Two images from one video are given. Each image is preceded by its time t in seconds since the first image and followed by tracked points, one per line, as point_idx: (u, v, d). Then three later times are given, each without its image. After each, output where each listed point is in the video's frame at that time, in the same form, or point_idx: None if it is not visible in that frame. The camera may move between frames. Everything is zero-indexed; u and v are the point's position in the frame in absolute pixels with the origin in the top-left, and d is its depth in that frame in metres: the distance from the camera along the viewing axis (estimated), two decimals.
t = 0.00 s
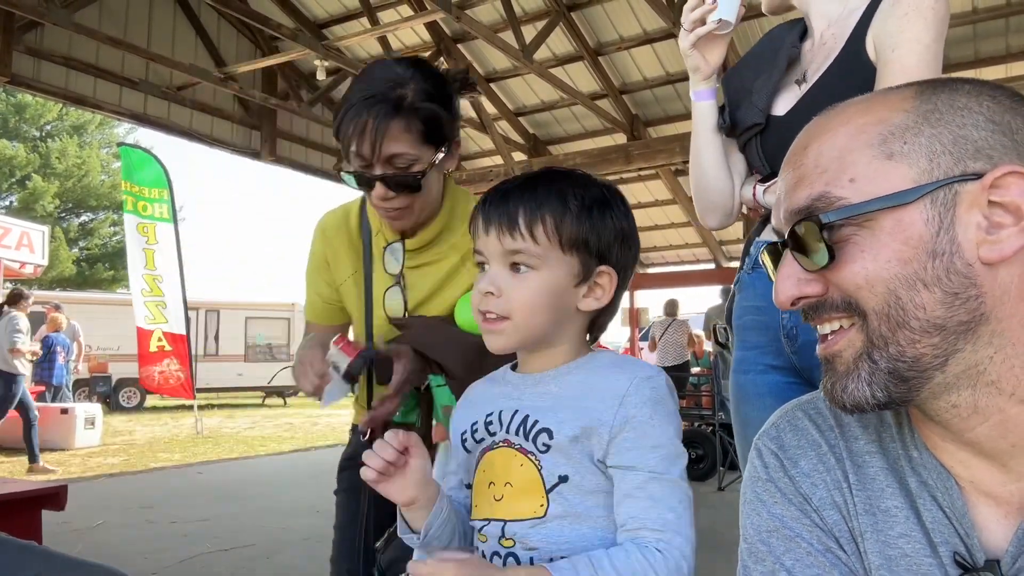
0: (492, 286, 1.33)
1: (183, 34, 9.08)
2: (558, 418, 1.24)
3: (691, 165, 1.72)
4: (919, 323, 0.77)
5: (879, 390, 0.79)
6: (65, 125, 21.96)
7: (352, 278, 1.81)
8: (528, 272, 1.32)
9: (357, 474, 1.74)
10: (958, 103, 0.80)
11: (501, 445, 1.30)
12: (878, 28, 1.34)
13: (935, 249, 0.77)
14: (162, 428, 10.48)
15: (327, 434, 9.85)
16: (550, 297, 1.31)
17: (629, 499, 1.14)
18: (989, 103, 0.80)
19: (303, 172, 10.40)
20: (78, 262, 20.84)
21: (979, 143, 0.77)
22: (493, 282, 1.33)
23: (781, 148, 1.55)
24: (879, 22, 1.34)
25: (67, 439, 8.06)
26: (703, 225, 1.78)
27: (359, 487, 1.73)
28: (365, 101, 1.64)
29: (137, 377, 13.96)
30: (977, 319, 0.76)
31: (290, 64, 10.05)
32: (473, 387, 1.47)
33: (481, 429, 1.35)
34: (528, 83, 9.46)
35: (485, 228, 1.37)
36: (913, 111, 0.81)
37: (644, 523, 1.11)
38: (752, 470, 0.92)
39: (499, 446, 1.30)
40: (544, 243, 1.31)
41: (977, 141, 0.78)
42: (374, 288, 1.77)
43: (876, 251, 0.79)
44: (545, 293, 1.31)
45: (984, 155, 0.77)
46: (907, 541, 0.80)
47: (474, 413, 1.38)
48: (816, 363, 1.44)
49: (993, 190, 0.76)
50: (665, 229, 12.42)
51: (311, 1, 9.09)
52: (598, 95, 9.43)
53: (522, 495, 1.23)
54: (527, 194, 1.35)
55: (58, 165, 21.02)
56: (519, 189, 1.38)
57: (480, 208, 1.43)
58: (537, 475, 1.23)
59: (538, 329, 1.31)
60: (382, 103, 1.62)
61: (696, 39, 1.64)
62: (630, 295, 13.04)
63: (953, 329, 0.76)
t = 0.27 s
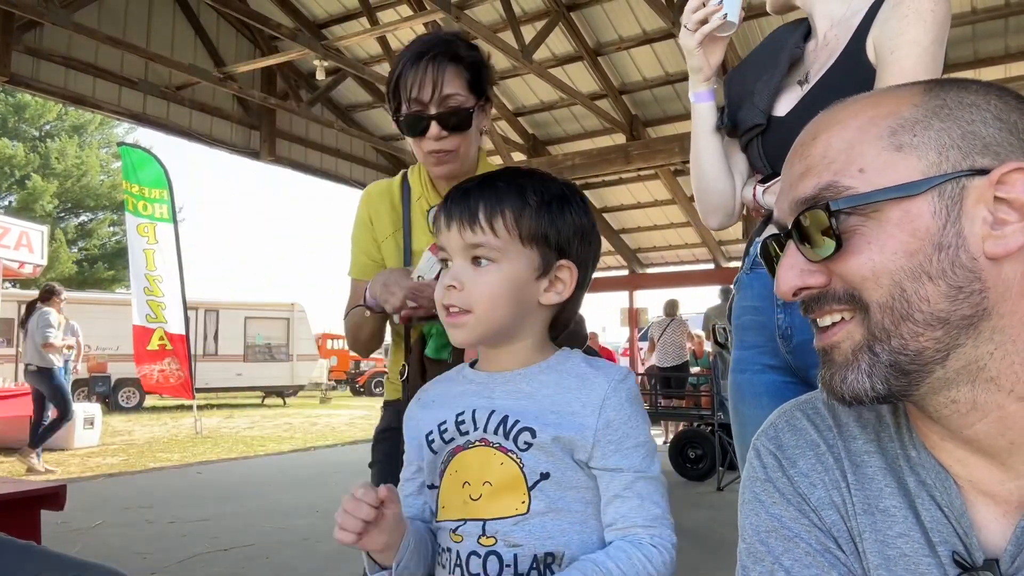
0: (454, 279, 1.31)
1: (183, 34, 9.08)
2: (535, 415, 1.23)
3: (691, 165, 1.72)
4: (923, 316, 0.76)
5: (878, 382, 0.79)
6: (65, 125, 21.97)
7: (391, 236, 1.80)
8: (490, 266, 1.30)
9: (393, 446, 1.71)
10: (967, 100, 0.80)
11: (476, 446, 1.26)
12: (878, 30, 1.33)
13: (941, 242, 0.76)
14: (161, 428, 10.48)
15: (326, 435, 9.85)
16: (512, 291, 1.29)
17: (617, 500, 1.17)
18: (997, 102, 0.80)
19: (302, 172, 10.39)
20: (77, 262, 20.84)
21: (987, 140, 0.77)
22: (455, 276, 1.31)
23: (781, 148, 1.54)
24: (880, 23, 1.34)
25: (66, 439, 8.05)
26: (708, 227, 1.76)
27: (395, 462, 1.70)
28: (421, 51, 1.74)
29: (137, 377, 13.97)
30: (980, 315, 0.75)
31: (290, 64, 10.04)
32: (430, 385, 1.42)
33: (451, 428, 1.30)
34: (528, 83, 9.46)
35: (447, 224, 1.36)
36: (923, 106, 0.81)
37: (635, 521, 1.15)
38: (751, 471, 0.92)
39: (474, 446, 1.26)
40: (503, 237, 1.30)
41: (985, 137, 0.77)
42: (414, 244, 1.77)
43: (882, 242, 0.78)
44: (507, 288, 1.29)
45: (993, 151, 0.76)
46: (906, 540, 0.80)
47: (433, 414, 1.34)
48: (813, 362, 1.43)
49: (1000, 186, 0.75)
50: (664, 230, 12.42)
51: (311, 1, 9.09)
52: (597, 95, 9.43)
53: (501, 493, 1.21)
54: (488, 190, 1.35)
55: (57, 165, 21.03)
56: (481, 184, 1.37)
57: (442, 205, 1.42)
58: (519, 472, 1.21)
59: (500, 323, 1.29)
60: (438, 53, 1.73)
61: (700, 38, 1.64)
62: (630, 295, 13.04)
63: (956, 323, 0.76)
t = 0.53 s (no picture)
0: (420, 271, 1.31)
1: (182, 34, 9.08)
2: (503, 416, 1.24)
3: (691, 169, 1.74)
4: (916, 317, 0.77)
5: (873, 384, 0.79)
6: (64, 125, 21.97)
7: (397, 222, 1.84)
8: (456, 256, 1.31)
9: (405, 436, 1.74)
10: (970, 101, 0.80)
11: (447, 450, 1.25)
12: (885, 34, 1.32)
13: (939, 242, 0.76)
14: (160, 429, 10.47)
15: (326, 435, 9.84)
16: (478, 285, 1.30)
17: (592, 502, 1.18)
18: (1000, 104, 0.80)
19: (301, 171, 10.38)
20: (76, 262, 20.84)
21: (989, 140, 0.77)
22: (422, 267, 1.32)
23: (785, 149, 1.55)
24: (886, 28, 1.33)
25: (64, 439, 8.04)
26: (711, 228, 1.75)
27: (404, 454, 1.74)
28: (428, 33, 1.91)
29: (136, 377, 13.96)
30: (976, 315, 0.75)
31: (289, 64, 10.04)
32: (403, 386, 1.41)
33: (422, 431, 1.28)
34: (527, 83, 9.46)
35: (416, 217, 1.38)
36: (926, 105, 0.81)
37: (609, 522, 1.17)
38: (751, 472, 0.92)
39: (445, 451, 1.25)
40: (471, 229, 1.32)
41: (987, 138, 0.77)
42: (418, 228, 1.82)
43: (878, 242, 0.78)
44: (473, 281, 1.29)
45: (994, 152, 0.76)
46: (905, 541, 0.80)
47: (402, 418, 1.33)
48: (809, 364, 1.43)
49: (1001, 186, 0.75)
50: (664, 230, 12.43)
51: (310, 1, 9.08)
52: (597, 95, 9.43)
53: (476, 497, 1.20)
54: (455, 184, 1.36)
55: (55, 165, 21.02)
56: (450, 179, 1.39)
57: (411, 202, 1.43)
58: (492, 476, 1.20)
59: (467, 315, 1.29)
60: (445, 33, 1.91)
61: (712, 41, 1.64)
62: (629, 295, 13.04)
63: (952, 324, 0.76)
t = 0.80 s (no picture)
0: (421, 271, 1.31)
1: (182, 35, 9.08)
2: (505, 426, 1.23)
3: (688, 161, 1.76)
4: (914, 320, 0.76)
5: (872, 391, 0.79)
6: (63, 125, 21.96)
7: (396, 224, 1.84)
8: (459, 257, 1.31)
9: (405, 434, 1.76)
10: (968, 103, 0.80)
11: (450, 462, 1.24)
12: (902, 34, 1.35)
13: (936, 244, 0.76)
14: (160, 429, 10.47)
15: (326, 435, 9.84)
16: (481, 286, 1.30)
17: (596, 510, 1.19)
18: (998, 106, 0.80)
19: (301, 172, 10.37)
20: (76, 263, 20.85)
21: (987, 143, 0.77)
22: (423, 267, 1.31)
23: (789, 148, 1.55)
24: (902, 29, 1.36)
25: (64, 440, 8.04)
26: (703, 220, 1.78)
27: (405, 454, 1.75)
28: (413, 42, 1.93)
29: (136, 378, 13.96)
30: (974, 318, 0.75)
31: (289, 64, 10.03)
32: (402, 390, 1.40)
33: (423, 440, 1.27)
34: (527, 83, 9.46)
35: (416, 217, 1.37)
36: (925, 107, 0.81)
37: (614, 529, 1.17)
38: (753, 475, 0.91)
39: (447, 463, 1.24)
40: (475, 228, 1.31)
41: (985, 140, 0.77)
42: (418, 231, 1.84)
43: (876, 244, 0.78)
44: (476, 281, 1.29)
45: (992, 155, 0.76)
46: (907, 543, 0.79)
47: (403, 426, 1.32)
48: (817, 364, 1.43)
49: (998, 190, 0.75)
50: (663, 230, 12.43)
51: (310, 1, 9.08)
52: (596, 96, 9.43)
53: (479, 508, 1.20)
54: (459, 183, 1.36)
55: (55, 166, 21.01)
56: (452, 178, 1.39)
57: (411, 200, 1.43)
58: (497, 487, 1.20)
59: (469, 316, 1.29)
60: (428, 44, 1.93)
61: (725, 31, 1.65)
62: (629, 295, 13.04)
63: (948, 327, 0.76)
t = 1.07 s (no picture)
0: (466, 275, 1.30)
1: (182, 38, 9.07)
2: (552, 437, 1.22)
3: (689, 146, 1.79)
4: (923, 327, 0.76)
5: (880, 397, 0.78)
6: (64, 128, 21.95)
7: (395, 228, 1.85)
8: (505, 259, 1.31)
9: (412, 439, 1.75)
10: (974, 109, 0.79)
11: (493, 473, 1.23)
12: (917, 38, 1.36)
13: (943, 250, 0.75)
14: (161, 432, 10.46)
15: (327, 438, 9.83)
16: (529, 288, 1.30)
17: (649, 526, 1.17)
18: (1005, 111, 0.79)
19: (301, 174, 10.38)
20: (77, 266, 20.85)
21: (995, 148, 0.76)
22: (468, 270, 1.31)
23: (794, 149, 1.55)
24: (917, 34, 1.37)
25: (66, 443, 8.05)
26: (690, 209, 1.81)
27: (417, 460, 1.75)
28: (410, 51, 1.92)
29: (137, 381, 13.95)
30: (981, 325, 0.75)
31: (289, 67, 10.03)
32: (442, 398, 1.40)
33: (464, 449, 1.27)
34: (528, 85, 9.45)
35: (459, 218, 1.37)
36: (931, 113, 0.80)
37: (669, 547, 1.15)
38: (760, 483, 0.90)
39: (490, 473, 1.24)
40: (521, 229, 1.31)
41: (992, 146, 0.76)
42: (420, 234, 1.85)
43: (883, 250, 0.77)
44: (523, 284, 1.29)
45: (999, 160, 0.75)
46: (915, 550, 0.78)
47: (443, 435, 1.32)
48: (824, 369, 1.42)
49: (1005, 195, 0.74)
50: (664, 232, 12.42)
51: (311, 4, 9.09)
52: (597, 97, 9.43)
53: (521, 525, 1.19)
54: (501, 183, 1.36)
55: (56, 170, 21.00)
56: (492, 179, 1.38)
57: (452, 200, 1.42)
58: (540, 503, 1.19)
59: (516, 321, 1.28)
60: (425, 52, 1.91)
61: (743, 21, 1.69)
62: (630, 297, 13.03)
63: (956, 333, 0.75)
